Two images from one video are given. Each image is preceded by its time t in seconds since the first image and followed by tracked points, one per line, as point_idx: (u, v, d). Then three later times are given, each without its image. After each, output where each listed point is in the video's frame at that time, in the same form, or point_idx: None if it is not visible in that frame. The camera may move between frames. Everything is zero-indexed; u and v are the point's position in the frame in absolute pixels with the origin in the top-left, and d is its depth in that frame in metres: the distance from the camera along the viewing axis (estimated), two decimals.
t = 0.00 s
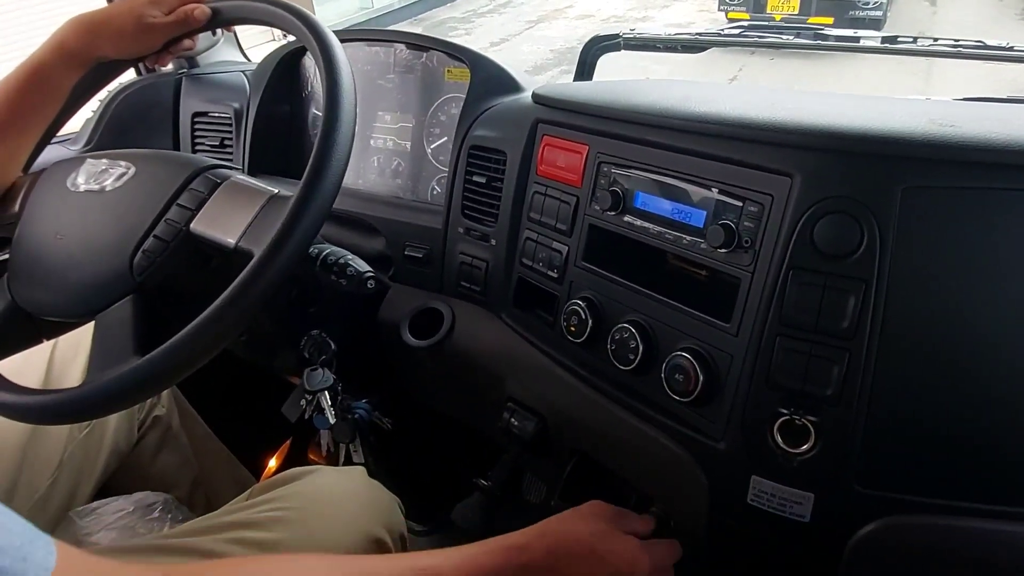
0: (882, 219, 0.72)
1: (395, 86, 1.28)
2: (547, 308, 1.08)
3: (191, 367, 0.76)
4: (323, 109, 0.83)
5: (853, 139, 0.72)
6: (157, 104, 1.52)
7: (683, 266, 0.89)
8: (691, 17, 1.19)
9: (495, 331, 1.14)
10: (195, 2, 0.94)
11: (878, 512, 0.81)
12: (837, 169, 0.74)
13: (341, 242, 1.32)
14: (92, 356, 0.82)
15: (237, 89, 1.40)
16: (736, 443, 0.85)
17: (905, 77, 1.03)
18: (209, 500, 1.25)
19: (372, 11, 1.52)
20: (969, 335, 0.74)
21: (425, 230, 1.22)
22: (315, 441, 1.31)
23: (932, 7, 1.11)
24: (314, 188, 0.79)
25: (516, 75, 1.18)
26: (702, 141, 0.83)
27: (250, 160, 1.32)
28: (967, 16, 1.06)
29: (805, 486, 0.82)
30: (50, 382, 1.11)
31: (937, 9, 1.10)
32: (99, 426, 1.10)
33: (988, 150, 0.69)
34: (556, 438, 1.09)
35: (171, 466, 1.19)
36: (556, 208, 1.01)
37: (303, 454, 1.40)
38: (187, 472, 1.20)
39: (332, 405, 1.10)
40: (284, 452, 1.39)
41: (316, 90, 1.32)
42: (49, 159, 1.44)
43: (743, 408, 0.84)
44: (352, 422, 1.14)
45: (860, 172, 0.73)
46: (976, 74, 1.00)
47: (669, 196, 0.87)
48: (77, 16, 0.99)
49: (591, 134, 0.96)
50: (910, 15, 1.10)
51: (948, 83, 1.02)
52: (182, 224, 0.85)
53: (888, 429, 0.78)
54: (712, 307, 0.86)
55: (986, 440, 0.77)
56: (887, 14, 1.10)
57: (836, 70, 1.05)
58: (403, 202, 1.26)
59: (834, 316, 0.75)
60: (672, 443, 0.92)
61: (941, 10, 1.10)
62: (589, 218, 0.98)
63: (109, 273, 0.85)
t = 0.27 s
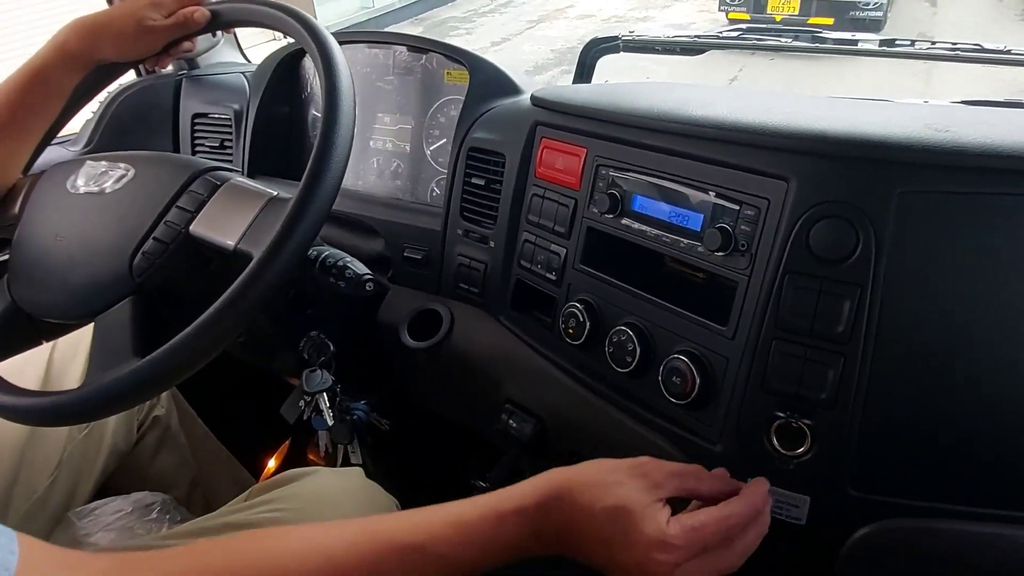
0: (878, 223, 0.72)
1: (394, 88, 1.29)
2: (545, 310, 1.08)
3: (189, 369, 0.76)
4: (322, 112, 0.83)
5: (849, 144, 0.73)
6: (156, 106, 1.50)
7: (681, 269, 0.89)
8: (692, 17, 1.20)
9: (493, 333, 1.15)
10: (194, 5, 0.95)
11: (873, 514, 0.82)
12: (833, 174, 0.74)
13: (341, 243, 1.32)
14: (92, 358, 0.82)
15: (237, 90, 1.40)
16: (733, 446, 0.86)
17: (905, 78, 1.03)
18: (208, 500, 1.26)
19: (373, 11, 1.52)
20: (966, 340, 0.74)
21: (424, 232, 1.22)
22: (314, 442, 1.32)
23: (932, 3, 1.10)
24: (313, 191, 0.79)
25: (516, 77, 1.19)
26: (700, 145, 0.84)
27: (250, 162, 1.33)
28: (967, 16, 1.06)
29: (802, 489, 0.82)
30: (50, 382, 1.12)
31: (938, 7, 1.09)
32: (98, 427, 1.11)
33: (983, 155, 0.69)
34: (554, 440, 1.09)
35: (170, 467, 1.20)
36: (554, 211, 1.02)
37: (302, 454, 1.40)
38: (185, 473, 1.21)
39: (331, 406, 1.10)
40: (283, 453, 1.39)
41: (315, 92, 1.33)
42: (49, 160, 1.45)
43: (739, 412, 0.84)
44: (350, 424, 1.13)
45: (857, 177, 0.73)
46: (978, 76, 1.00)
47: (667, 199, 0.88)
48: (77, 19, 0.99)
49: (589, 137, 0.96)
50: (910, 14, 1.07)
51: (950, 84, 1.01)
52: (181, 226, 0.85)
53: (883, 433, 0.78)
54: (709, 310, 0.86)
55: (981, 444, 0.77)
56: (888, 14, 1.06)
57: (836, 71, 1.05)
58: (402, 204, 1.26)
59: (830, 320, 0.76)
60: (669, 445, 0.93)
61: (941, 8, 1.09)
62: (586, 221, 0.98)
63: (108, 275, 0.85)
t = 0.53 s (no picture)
0: (871, 227, 0.73)
1: (392, 90, 1.29)
2: (542, 311, 1.09)
3: (184, 371, 0.77)
4: (319, 115, 0.83)
5: (843, 147, 0.73)
6: (156, 107, 1.51)
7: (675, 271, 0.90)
8: (692, 18, 1.20)
9: (490, 334, 1.15)
10: (192, 8, 0.95)
11: (867, 516, 0.82)
12: (826, 178, 0.74)
13: (339, 244, 1.33)
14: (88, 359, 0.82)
15: (236, 92, 1.40)
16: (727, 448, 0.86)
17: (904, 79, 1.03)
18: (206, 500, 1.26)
19: (372, 12, 1.52)
20: (960, 344, 0.74)
21: (421, 234, 1.22)
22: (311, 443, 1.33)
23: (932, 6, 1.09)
24: (308, 194, 0.80)
25: (513, 79, 1.19)
26: (695, 148, 0.84)
27: (248, 163, 1.33)
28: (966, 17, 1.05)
29: (795, 491, 0.83)
30: (48, 384, 1.13)
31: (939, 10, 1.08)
32: (96, 428, 1.11)
33: (977, 159, 0.69)
34: (551, 441, 1.10)
35: (168, 468, 1.19)
36: (550, 213, 1.02)
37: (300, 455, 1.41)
38: (184, 472, 1.20)
39: (328, 407, 1.10)
40: (280, 454, 1.40)
41: (313, 93, 1.33)
42: (48, 160, 1.45)
43: (733, 415, 0.84)
44: (348, 424, 1.14)
45: (850, 181, 0.73)
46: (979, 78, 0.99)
47: (661, 202, 0.88)
48: (75, 20, 1.00)
49: (585, 140, 0.97)
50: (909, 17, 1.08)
51: (950, 86, 1.00)
52: (177, 228, 0.86)
53: (877, 436, 0.78)
54: (704, 313, 0.87)
55: (975, 448, 0.77)
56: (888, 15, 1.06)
57: (834, 72, 1.05)
58: (400, 205, 1.26)
59: (824, 322, 0.76)
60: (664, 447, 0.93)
61: (942, 11, 1.08)
62: (582, 223, 0.98)
63: (105, 277, 0.86)
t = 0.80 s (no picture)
0: (871, 228, 0.72)
1: (392, 90, 1.29)
2: (541, 312, 1.08)
3: (182, 372, 0.76)
4: (318, 115, 0.83)
5: (843, 148, 0.73)
6: (155, 107, 1.51)
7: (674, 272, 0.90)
8: (692, 19, 1.21)
9: (490, 335, 1.15)
10: (191, 8, 0.95)
11: (867, 518, 0.82)
12: (826, 178, 0.74)
13: (338, 245, 1.32)
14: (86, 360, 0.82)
15: (235, 92, 1.40)
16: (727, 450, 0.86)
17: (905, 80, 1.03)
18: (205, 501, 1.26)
19: (371, 12, 1.52)
20: (961, 345, 0.74)
21: (421, 234, 1.22)
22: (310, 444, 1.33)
23: (932, 8, 1.09)
24: (307, 195, 0.79)
25: (513, 79, 1.19)
26: (694, 148, 0.84)
27: (247, 163, 1.33)
28: (965, 19, 1.06)
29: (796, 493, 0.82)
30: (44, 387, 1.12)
31: (939, 11, 1.08)
32: (93, 429, 1.11)
33: (977, 159, 0.69)
34: (550, 443, 1.09)
35: (167, 469, 1.19)
36: (550, 214, 1.02)
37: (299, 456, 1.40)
38: (183, 473, 1.20)
39: (327, 408, 1.10)
40: (279, 455, 1.39)
41: (312, 94, 1.32)
42: (47, 161, 1.45)
43: (733, 416, 0.84)
44: (346, 426, 1.14)
45: (849, 181, 0.73)
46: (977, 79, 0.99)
47: (661, 202, 0.88)
48: (74, 20, 0.99)
49: (585, 140, 0.96)
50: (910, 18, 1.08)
51: (950, 88, 1.00)
52: (176, 229, 0.85)
53: (877, 437, 0.78)
54: (703, 314, 0.86)
55: (975, 448, 0.77)
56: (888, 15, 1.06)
57: (834, 73, 1.05)
58: (399, 205, 1.26)
59: (824, 323, 0.76)
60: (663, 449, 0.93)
61: (942, 12, 1.08)
62: (582, 224, 0.98)
63: (104, 278, 0.86)
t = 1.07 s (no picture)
0: (871, 228, 0.73)
1: (393, 90, 1.29)
2: (542, 312, 1.09)
3: (183, 372, 0.77)
4: (320, 116, 0.83)
5: (843, 148, 0.73)
6: (157, 107, 1.51)
7: (675, 272, 0.90)
8: (693, 19, 1.21)
9: (492, 335, 1.15)
10: (193, 9, 0.95)
11: (866, 517, 0.82)
12: (825, 179, 0.74)
13: (340, 245, 1.33)
14: (89, 359, 0.82)
15: (237, 92, 1.40)
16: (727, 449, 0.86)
17: (905, 81, 1.03)
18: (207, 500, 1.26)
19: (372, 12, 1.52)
20: (961, 345, 0.74)
21: (422, 234, 1.22)
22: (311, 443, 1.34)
23: (931, 9, 1.09)
24: (309, 196, 0.80)
25: (514, 80, 1.19)
26: (695, 149, 0.84)
27: (250, 163, 1.33)
28: (965, 20, 1.06)
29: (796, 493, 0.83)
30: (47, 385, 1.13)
31: (939, 11, 1.08)
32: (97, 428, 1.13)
33: (977, 160, 0.69)
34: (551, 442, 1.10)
35: (169, 468, 1.20)
36: (551, 214, 1.02)
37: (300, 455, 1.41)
38: (185, 472, 1.21)
39: (328, 407, 1.10)
40: (280, 454, 1.40)
41: (314, 94, 1.33)
42: (50, 161, 1.45)
43: (734, 418, 0.83)
44: (348, 425, 1.14)
45: (849, 181, 0.73)
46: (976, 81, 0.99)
47: (661, 202, 0.88)
48: (77, 20, 1.00)
49: (586, 141, 0.97)
50: (910, 18, 1.08)
51: (951, 88, 1.00)
52: (178, 228, 0.86)
53: (876, 436, 0.79)
54: (705, 314, 0.86)
55: (976, 449, 0.77)
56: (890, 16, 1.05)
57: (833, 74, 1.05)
58: (401, 205, 1.26)
59: (824, 323, 0.76)
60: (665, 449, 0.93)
61: (942, 13, 1.08)
62: (583, 224, 0.98)
63: (106, 278, 0.86)
